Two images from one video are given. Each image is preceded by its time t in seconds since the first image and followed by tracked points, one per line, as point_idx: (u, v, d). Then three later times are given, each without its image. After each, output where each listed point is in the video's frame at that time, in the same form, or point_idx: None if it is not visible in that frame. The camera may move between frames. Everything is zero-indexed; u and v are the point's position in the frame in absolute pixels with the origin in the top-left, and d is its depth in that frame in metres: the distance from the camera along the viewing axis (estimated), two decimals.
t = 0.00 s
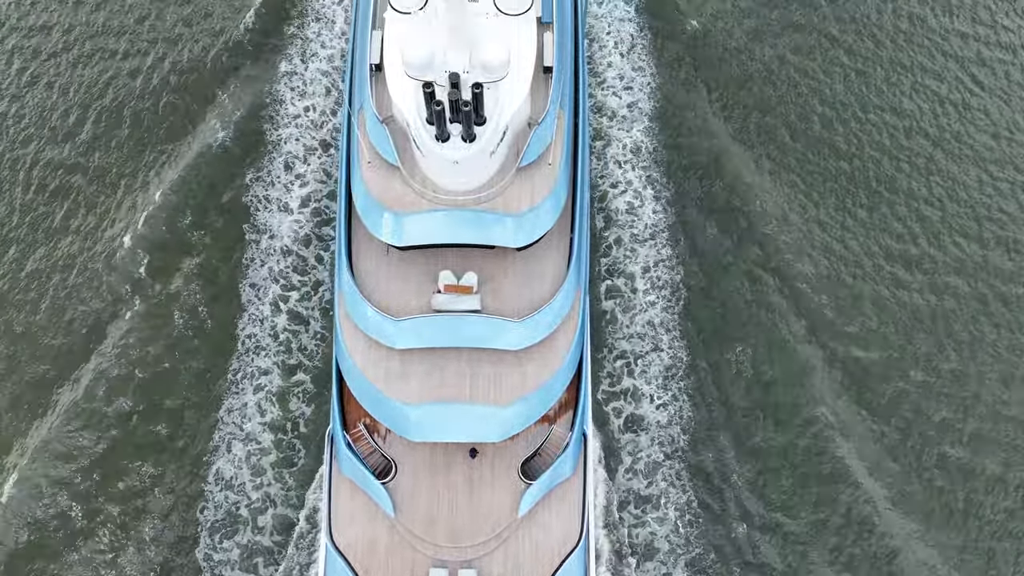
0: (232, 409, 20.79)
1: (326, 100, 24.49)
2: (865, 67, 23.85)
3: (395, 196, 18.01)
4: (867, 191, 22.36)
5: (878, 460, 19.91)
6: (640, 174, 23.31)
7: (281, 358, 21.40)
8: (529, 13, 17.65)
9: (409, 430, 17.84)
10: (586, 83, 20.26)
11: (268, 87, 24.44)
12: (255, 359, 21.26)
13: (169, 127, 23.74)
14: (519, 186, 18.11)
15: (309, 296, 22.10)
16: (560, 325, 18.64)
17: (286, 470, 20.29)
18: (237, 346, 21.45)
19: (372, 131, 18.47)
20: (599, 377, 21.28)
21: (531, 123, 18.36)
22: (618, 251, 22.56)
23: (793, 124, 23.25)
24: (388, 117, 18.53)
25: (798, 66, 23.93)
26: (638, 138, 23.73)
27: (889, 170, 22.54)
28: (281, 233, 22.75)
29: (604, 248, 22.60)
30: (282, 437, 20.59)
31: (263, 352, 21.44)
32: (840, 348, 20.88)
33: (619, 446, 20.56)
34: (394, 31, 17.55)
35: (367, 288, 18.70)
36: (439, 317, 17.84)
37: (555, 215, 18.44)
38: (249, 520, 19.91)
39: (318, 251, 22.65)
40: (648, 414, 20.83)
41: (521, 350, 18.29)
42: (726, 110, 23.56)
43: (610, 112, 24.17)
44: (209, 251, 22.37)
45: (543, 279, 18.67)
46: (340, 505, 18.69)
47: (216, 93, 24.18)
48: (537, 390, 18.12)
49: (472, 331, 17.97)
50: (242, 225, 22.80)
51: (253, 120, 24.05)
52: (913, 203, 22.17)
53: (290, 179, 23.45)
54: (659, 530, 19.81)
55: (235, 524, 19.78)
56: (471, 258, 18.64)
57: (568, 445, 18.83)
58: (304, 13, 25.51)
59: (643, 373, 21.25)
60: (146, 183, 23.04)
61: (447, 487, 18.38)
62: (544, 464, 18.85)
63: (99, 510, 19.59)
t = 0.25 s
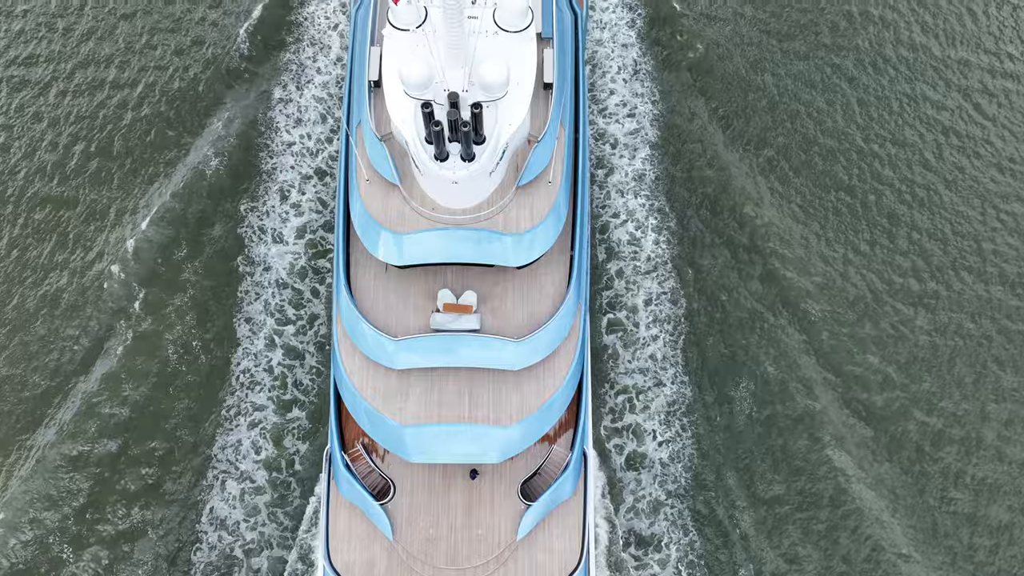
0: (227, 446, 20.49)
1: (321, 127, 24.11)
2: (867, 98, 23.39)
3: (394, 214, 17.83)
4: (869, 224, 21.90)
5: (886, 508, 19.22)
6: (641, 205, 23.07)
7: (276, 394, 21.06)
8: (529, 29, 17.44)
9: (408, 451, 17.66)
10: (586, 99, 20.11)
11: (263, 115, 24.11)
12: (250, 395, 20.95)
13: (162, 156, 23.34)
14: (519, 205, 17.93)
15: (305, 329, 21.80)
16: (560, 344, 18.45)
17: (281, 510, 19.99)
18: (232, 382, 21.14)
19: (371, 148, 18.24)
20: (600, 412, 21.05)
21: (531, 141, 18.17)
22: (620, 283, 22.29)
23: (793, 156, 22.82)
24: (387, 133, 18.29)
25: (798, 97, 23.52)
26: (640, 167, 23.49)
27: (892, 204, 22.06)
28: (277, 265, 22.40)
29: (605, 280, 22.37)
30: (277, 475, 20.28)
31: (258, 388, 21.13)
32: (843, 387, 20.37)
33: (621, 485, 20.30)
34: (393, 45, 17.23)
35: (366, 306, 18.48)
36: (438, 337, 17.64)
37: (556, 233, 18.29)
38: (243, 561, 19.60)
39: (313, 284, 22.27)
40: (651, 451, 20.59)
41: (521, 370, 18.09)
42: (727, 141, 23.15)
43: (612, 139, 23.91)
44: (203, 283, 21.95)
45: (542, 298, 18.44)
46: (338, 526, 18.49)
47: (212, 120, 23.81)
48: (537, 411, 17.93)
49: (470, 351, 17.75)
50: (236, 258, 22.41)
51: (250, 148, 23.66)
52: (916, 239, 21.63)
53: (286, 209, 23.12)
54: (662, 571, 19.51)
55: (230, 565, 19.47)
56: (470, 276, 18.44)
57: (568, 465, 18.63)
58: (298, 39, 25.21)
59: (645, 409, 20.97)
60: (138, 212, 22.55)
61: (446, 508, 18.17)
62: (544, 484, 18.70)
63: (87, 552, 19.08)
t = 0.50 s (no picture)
0: (221, 485, 20.30)
1: (317, 157, 23.89)
2: (868, 129, 22.67)
3: (393, 233, 17.64)
4: (870, 260, 21.27)
5: (889, 562, 18.57)
6: (644, 235, 22.65)
7: (271, 430, 20.88)
8: (529, 45, 17.25)
9: (406, 473, 17.43)
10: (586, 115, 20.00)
11: (257, 143, 23.79)
12: (244, 432, 20.76)
13: (150, 186, 22.80)
14: (519, 223, 17.72)
15: (300, 365, 21.55)
16: (560, 363, 18.27)
17: (275, 551, 19.86)
18: (225, 419, 20.92)
19: (369, 166, 18.09)
20: (603, 449, 20.69)
21: (531, 158, 17.97)
22: (621, 317, 21.91)
23: (792, 189, 22.18)
24: (386, 150, 18.14)
25: (798, 127, 22.85)
26: (642, 196, 23.09)
27: (894, 240, 21.38)
28: (271, 298, 22.17)
29: (606, 313, 22.01)
30: (272, 516, 20.14)
31: (252, 425, 20.92)
32: (842, 431, 19.78)
33: (623, 525, 20.01)
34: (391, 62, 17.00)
35: (364, 325, 18.30)
36: (437, 357, 17.43)
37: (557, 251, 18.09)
38: None
39: (308, 318, 22.01)
40: (653, 490, 20.25)
41: (521, 390, 17.88)
42: (728, 171, 22.57)
43: (614, 167, 23.54)
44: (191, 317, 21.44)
45: (542, 316, 18.25)
46: (336, 547, 18.29)
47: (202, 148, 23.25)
48: (537, 431, 17.71)
49: (470, 371, 17.53)
50: (230, 291, 22.10)
51: (242, 178, 23.30)
52: (918, 278, 20.96)
53: (280, 240, 22.87)
54: None
55: None
56: (469, 294, 18.24)
57: (568, 485, 18.42)
58: (293, 66, 24.91)
59: (648, 446, 20.59)
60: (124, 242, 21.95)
61: (445, 528, 17.98)
62: (544, 504, 18.50)
63: None
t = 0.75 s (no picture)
0: (215, 524, 19.76)
1: (312, 185, 23.47)
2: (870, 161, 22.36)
3: (391, 252, 17.43)
4: (872, 295, 20.98)
5: None
6: (646, 267, 22.11)
7: (265, 468, 20.34)
8: (528, 62, 17.07)
9: (404, 495, 17.19)
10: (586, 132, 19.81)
11: (251, 172, 23.49)
12: (238, 470, 20.24)
13: (142, 217, 22.51)
14: (519, 243, 17.54)
15: (295, 400, 21.06)
16: (560, 384, 18.07)
17: None
18: (219, 457, 20.42)
19: (367, 185, 17.90)
20: (605, 486, 20.02)
21: (531, 176, 17.79)
22: (624, 350, 21.27)
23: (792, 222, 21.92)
24: (384, 168, 17.95)
25: (798, 158, 22.54)
26: (644, 227, 22.56)
27: (895, 275, 21.12)
28: (266, 331, 21.70)
29: (608, 348, 21.37)
30: (266, 558, 19.54)
31: (246, 462, 20.42)
32: (844, 472, 19.45)
33: (625, 567, 19.51)
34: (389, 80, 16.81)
35: (362, 345, 18.10)
36: (436, 378, 17.23)
37: (557, 271, 17.90)
38: None
39: (303, 353, 21.55)
40: (655, 530, 19.65)
41: (521, 412, 17.67)
42: (728, 202, 22.30)
43: (616, 196, 23.08)
44: (183, 351, 21.09)
45: (542, 335, 18.06)
46: (334, 568, 18.08)
47: (197, 177, 22.99)
48: (537, 452, 17.51)
49: (469, 392, 17.33)
50: (225, 324, 21.66)
51: (237, 208, 23.00)
52: (918, 315, 20.71)
53: (275, 271, 22.42)
54: None
55: None
56: (468, 313, 18.03)
57: (569, 506, 18.22)
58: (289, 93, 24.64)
59: (650, 483, 19.98)
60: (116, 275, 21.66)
61: (444, 551, 17.76)
62: (544, 525, 18.28)
63: None
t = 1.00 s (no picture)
0: (208, 566, 19.20)
1: (307, 215, 23.05)
2: (872, 192, 21.96)
3: (390, 272, 17.25)
4: (881, 330, 20.51)
5: None
6: (650, 300, 21.77)
7: (260, 507, 19.77)
8: (529, 80, 16.88)
9: (402, 517, 16.96)
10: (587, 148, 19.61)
11: (246, 203, 23.01)
12: (232, 509, 19.65)
13: (131, 244, 21.92)
14: (518, 262, 17.35)
15: (291, 437, 20.45)
16: (561, 405, 17.88)
17: None
18: (213, 496, 19.82)
19: (365, 203, 17.73)
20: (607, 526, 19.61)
21: (531, 194, 17.60)
22: (626, 387, 20.90)
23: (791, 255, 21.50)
24: (382, 187, 17.77)
25: (797, 190, 22.20)
26: (649, 255, 22.27)
27: (904, 310, 20.64)
28: (261, 366, 21.10)
29: (609, 384, 21.03)
30: None
31: (240, 500, 19.82)
32: (854, 515, 18.91)
33: None
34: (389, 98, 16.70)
35: (360, 364, 17.92)
36: (434, 399, 17.08)
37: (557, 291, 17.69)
38: None
39: (298, 389, 20.94)
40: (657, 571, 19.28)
41: (520, 433, 17.46)
42: (735, 233, 21.86)
43: (619, 226, 22.74)
44: (176, 381, 20.55)
45: (542, 355, 17.88)
46: None
47: (190, 202, 22.46)
48: (537, 474, 17.32)
49: (468, 413, 17.13)
50: (219, 359, 21.06)
51: (231, 238, 22.48)
52: (928, 352, 20.22)
53: (269, 304, 21.89)
54: None
55: None
56: (467, 333, 17.83)
57: (569, 528, 18.01)
58: (284, 121, 24.25)
59: (652, 523, 19.64)
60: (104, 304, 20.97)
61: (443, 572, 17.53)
62: (545, 546, 18.07)
63: None
